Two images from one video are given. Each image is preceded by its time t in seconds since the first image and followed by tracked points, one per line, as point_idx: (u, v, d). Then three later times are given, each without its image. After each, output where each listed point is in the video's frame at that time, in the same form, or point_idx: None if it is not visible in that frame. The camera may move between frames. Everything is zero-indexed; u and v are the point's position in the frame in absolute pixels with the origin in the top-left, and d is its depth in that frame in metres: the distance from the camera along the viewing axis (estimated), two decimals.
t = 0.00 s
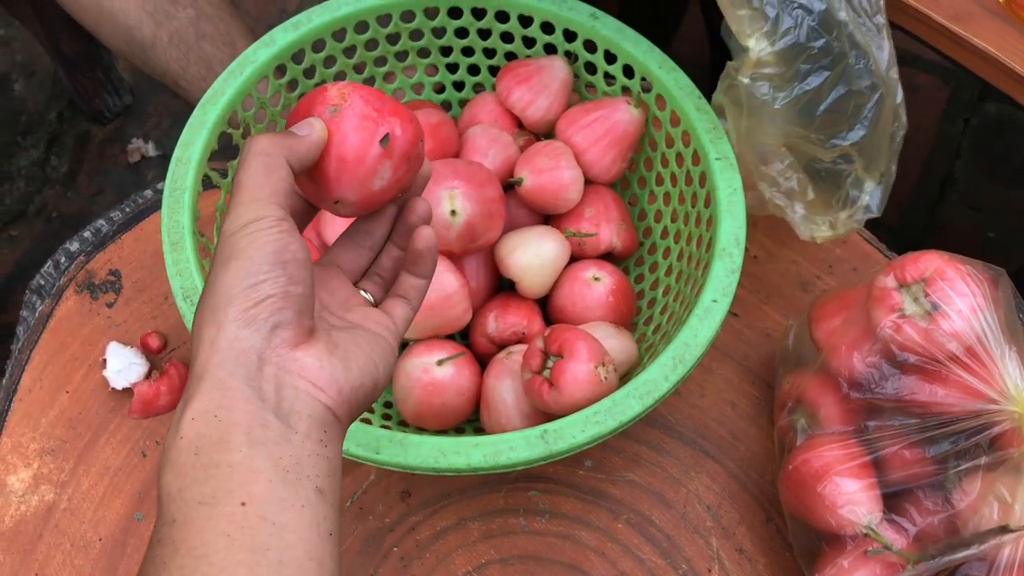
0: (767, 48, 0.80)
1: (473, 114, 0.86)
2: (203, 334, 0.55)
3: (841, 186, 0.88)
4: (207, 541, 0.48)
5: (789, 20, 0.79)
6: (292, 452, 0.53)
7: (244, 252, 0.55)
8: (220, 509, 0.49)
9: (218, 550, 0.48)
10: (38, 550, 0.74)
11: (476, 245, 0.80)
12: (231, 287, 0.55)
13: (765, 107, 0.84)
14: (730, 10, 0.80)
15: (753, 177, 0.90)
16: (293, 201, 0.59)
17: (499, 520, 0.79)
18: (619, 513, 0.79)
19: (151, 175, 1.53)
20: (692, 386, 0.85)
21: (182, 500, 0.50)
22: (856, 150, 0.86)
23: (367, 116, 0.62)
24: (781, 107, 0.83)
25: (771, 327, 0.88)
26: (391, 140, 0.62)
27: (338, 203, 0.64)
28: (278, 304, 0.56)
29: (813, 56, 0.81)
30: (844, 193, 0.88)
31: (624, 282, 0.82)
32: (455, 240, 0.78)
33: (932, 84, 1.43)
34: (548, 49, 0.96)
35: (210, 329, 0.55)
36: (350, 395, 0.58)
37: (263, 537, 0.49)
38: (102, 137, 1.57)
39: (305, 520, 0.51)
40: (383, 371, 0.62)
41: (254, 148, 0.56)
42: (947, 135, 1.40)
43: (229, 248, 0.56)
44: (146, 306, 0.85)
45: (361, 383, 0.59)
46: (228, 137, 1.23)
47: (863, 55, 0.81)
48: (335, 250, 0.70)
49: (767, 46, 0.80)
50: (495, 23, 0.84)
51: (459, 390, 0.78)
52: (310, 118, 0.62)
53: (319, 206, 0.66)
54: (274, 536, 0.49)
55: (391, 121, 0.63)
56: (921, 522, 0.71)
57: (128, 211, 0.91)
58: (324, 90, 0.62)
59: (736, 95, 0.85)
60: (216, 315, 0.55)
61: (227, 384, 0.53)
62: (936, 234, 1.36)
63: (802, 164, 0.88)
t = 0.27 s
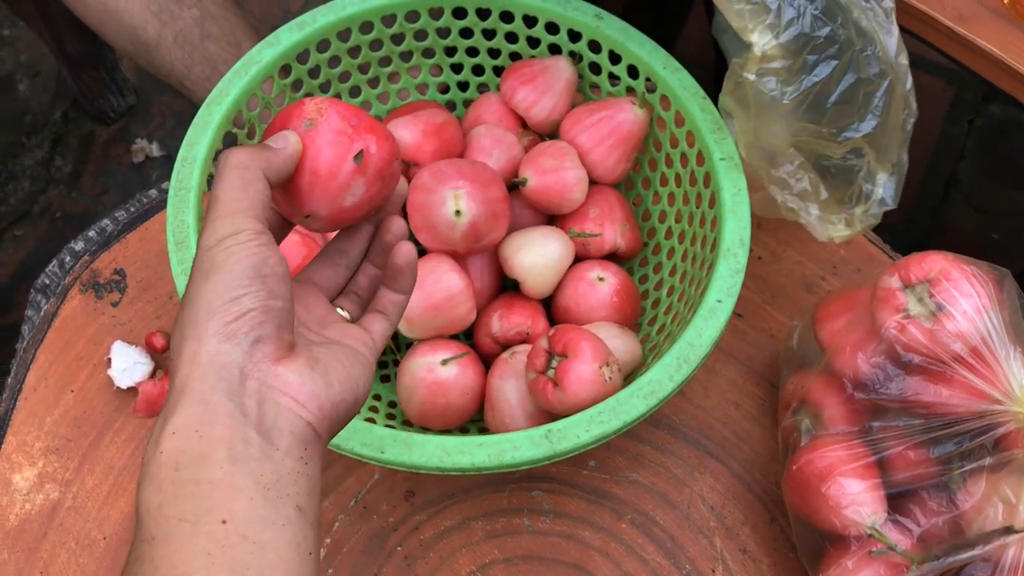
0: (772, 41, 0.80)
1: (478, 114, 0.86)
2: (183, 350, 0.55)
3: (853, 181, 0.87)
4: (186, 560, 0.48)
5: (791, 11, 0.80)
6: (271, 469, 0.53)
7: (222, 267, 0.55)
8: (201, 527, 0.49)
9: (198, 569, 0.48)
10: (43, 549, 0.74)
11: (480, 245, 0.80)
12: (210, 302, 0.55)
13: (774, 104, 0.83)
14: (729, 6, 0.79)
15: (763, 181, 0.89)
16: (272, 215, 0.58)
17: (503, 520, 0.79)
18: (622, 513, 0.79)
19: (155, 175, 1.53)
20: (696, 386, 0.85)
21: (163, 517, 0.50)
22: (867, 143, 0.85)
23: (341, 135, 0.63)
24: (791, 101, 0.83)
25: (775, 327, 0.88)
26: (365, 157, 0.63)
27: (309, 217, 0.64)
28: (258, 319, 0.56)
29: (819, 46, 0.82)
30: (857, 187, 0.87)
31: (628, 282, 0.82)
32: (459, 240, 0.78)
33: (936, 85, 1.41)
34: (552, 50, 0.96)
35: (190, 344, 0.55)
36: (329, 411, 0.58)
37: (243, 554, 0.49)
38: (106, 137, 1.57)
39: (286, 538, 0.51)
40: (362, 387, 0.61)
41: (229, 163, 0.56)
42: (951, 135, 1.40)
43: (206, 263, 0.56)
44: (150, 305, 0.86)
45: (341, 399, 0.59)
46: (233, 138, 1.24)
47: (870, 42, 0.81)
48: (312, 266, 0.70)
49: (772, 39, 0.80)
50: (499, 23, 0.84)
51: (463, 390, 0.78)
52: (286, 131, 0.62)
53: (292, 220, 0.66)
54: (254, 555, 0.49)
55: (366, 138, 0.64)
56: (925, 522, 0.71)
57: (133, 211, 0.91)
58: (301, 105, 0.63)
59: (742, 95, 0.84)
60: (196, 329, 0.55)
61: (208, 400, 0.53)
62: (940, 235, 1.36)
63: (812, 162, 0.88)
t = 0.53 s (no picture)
0: (767, 47, 0.79)
1: (482, 113, 0.87)
2: (158, 376, 0.52)
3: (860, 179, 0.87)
4: None
5: (783, 15, 0.79)
6: (248, 501, 0.50)
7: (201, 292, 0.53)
8: (178, 554, 0.47)
9: None
10: (49, 544, 0.74)
11: (484, 243, 0.80)
12: (186, 328, 0.52)
13: (773, 111, 0.82)
14: (722, 15, 0.78)
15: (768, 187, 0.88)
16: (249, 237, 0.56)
17: (507, 517, 0.79)
18: (625, 510, 0.79)
19: (160, 174, 1.54)
20: (699, 384, 0.86)
21: (138, 543, 0.48)
22: (871, 142, 0.84)
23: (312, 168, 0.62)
24: (789, 106, 0.82)
25: (778, 326, 0.89)
26: (334, 193, 0.62)
27: (266, 243, 0.62)
28: (237, 344, 0.53)
29: (815, 50, 0.80)
30: (863, 185, 0.87)
31: (632, 280, 0.82)
32: (464, 238, 0.79)
33: (939, 85, 1.41)
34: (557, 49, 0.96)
35: (166, 370, 0.52)
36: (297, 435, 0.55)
37: None
38: (112, 136, 1.58)
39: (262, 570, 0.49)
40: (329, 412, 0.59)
41: (204, 188, 0.54)
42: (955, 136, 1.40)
43: (183, 288, 0.53)
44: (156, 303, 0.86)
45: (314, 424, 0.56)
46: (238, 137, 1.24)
47: (868, 41, 0.80)
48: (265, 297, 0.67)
49: (766, 44, 0.79)
50: (504, 22, 0.85)
51: (467, 387, 0.78)
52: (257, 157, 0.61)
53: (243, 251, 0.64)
54: None
55: (337, 175, 0.63)
56: (926, 520, 0.71)
57: (139, 208, 0.91)
58: (276, 134, 0.63)
59: (740, 103, 0.82)
60: (172, 349, 0.52)
61: (187, 425, 0.50)
62: (943, 236, 1.37)
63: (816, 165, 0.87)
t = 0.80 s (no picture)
0: (764, 50, 0.79)
1: (486, 111, 0.87)
2: (129, 410, 0.50)
3: (858, 178, 0.87)
4: None
5: (781, 18, 0.78)
6: (224, 536, 0.50)
7: (176, 328, 0.50)
8: None
9: None
10: (54, 539, 0.74)
11: (488, 240, 0.81)
12: (160, 363, 0.50)
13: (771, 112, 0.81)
14: (719, 19, 0.78)
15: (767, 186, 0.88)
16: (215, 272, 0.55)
17: (509, 513, 0.79)
18: (627, 507, 0.80)
19: (164, 172, 1.55)
20: (701, 382, 0.86)
21: None
22: (870, 142, 0.84)
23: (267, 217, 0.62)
24: (787, 107, 0.81)
25: (780, 324, 0.89)
26: (283, 246, 0.62)
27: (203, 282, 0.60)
28: (211, 381, 0.52)
29: (812, 51, 0.80)
30: (862, 183, 0.87)
31: (634, 278, 0.83)
32: (467, 235, 0.79)
33: (943, 85, 1.37)
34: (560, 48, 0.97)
35: (138, 405, 0.50)
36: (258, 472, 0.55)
37: None
38: (116, 134, 1.59)
39: None
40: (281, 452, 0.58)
41: (172, 226, 0.52)
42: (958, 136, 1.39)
43: (154, 323, 0.50)
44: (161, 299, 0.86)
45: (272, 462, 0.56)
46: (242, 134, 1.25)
47: (865, 42, 0.79)
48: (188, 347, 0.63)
49: (763, 47, 0.79)
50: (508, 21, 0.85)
51: (470, 383, 0.78)
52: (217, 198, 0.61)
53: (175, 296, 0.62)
54: None
55: (289, 230, 0.63)
56: (928, 517, 0.71)
57: (144, 205, 0.92)
58: (240, 179, 0.63)
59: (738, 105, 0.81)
60: (144, 382, 0.50)
61: (165, 461, 0.49)
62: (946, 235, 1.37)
63: (815, 164, 0.87)
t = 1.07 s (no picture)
0: (770, 43, 0.80)
1: (489, 108, 0.87)
2: (124, 432, 0.51)
3: (865, 170, 0.87)
4: None
5: (788, 10, 0.79)
6: (209, 562, 0.52)
7: (170, 357, 0.53)
8: None
9: None
10: (57, 532, 0.75)
11: (490, 237, 0.81)
12: (156, 389, 0.52)
13: (778, 104, 0.82)
14: (725, 9, 0.78)
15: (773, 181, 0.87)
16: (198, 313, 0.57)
17: (512, 509, 0.79)
18: (629, 503, 0.80)
19: (168, 168, 1.55)
20: (703, 379, 0.86)
21: None
22: (877, 133, 0.84)
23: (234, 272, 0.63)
24: (794, 100, 0.82)
25: (783, 322, 0.89)
26: (246, 299, 0.63)
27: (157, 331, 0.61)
28: (201, 411, 0.54)
29: (818, 44, 0.81)
30: (868, 176, 0.87)
31: (637, 275, 0.83)
32: (470, 231, 0.79)
33: (946, 85, 1.39)
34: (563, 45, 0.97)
35: (134, 427, 0.51)
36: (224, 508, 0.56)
37: None
38: (120, 130, 1.60)
39: None
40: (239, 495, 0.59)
41: (161, 265, 0.55)
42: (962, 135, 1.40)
43: (149, 351, 0.52)
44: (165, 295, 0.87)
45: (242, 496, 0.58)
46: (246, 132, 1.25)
47: (872, 33, 0.80)
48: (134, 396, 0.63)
49: (770, 39, 0.79)
50: (512, 18, 0.85)
51: (473, 379, 0.78)
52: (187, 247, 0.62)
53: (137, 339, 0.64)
54: None
55: (252, 286, 0.65)
56: (929, 514, 0.71)
57: (148, 201, 0.92)
58: (209, 235, 0.64)
59: (745, 99, 0.81)
60: (140, 406, 0.51)
61: (161, 483, 0.50)
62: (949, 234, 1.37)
63: (821, 158, 0.86)
